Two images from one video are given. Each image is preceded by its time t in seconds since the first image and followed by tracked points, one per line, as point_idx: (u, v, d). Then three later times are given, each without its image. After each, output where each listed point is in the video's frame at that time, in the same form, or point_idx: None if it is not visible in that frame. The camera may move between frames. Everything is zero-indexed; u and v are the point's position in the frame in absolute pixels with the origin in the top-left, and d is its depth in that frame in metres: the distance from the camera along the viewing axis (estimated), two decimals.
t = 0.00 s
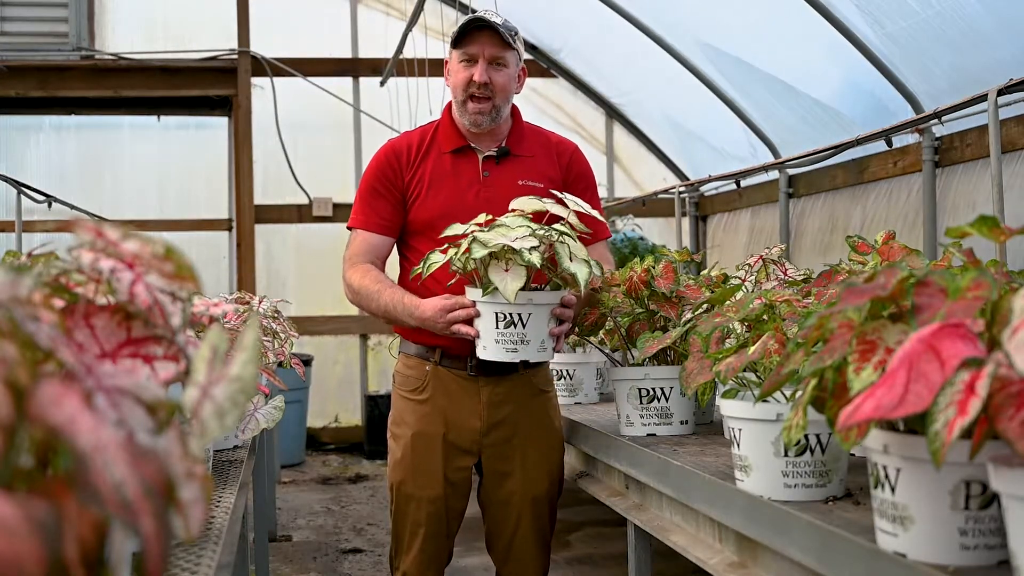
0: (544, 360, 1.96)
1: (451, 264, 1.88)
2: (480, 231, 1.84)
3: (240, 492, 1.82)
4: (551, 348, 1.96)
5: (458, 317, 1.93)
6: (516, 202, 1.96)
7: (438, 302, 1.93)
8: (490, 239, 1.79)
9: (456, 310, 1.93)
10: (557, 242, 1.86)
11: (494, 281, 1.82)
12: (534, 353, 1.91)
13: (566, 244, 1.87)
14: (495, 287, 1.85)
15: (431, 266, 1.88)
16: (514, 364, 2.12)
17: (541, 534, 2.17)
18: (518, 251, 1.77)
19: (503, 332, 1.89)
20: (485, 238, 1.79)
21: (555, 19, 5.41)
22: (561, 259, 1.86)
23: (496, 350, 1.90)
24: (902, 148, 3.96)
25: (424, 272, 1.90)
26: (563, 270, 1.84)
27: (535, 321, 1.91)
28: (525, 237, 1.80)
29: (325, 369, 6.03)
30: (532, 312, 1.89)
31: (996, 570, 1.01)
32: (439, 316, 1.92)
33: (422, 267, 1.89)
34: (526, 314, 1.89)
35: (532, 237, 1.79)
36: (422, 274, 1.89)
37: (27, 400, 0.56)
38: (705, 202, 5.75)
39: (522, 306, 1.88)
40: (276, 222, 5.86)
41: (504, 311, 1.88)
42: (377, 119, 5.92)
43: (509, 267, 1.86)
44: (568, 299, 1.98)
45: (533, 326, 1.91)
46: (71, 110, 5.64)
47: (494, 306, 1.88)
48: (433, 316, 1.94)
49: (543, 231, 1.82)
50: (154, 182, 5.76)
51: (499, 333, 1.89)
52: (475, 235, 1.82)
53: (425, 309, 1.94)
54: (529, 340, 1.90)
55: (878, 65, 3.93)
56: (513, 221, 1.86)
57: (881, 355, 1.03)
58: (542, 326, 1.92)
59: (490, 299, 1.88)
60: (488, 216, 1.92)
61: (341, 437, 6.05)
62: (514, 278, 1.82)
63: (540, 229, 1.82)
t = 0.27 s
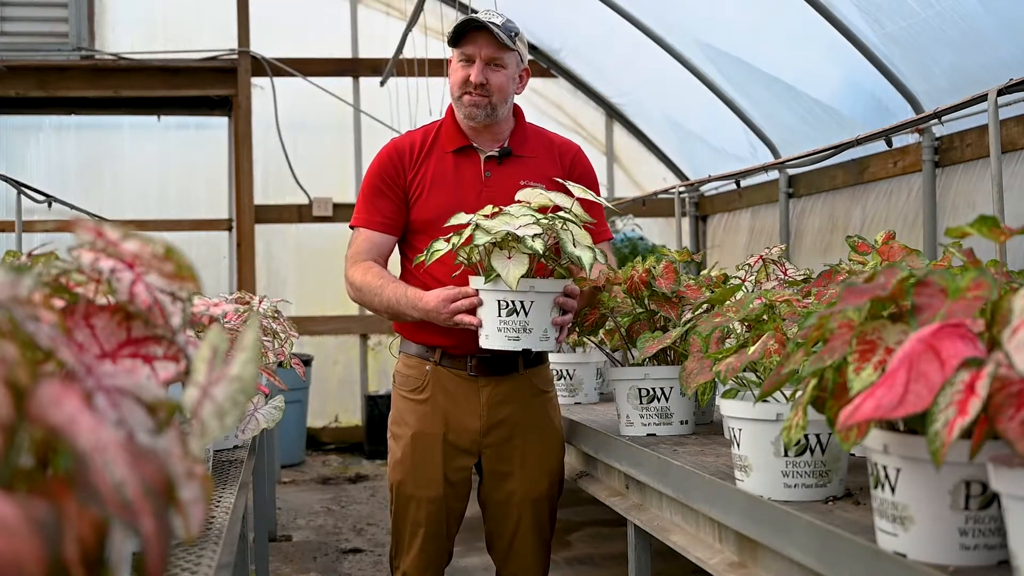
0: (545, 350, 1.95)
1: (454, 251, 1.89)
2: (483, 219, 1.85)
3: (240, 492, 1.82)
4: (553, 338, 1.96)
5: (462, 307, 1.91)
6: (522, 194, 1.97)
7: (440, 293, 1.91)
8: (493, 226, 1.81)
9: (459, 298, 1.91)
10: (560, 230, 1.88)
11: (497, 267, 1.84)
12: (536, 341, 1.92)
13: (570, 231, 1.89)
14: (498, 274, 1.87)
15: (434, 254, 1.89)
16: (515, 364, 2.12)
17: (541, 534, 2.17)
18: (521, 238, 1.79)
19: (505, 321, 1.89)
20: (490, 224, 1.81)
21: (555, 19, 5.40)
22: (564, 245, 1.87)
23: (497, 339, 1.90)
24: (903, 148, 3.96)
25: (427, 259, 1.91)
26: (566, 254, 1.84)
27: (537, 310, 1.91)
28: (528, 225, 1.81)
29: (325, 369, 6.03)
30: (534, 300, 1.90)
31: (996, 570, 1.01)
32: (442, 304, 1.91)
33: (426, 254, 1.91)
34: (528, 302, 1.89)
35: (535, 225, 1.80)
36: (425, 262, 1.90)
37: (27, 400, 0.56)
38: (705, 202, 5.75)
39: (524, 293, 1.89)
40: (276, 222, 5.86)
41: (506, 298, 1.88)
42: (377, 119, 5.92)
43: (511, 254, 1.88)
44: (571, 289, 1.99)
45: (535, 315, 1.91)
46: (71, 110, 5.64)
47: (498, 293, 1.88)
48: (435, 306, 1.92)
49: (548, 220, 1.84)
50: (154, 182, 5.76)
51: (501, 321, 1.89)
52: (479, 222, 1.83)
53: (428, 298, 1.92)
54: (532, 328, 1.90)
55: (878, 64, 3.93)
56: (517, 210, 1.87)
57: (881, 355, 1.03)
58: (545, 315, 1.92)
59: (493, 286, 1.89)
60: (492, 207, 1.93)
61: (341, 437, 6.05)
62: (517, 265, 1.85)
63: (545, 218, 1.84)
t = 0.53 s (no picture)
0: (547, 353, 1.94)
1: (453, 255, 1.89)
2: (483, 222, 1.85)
3: (240, 492, 1.82)
4: (553, 342, 1.95)
5: (462, 312, 1.91)
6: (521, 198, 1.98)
7: (441, 296, 1.92)
8: (492, 229, 1.81)
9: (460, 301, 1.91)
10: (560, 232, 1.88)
11: (496, 269, 1.83)
12: (537, 344, 1.91)
13: (570, 234, 1.88)
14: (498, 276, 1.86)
15: (434, 257, 1.88)
16: (515, 364, 2.12)
17: (541, 534, 2.17)
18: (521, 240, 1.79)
19: (506, 324, 1.89)
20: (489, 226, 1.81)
21: (555, 19, 5.40)
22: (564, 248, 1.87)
23: (498, 342, 1.89)
24: (903, 148, 3.96)
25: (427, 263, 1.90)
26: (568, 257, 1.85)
27: (537, 313, 1.90)
28: (527, 227, 1.81)
29: (325, 369, 6.03)
30: (535, 304, 1.89)
31: (996, 571, 1.01)
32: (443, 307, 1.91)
33: (426, 258, 1.90)
34: (529, 305, 1.89)
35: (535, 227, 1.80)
36: (425, 265, 1.89)
37: (27, 400, 0.56)
38: (705, 202, 5.75)
39: (524, 297, 1.88)
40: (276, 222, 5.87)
41: (507, 301, 1.88)
42: (377, 119, 5.92)
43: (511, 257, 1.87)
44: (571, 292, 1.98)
45: (535, 318, 1.90)
46: (71, 110, 5.64)
47: (498, 296, 1.88)
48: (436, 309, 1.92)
49: (547, 222, 1.84)
50: (154, 182, 5.76)
51: (501, 325, 1.89)
52: (478, 225, 1.83)
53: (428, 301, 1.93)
54: (532, 332, 1.89)
55: (878, 64, 3.93)
56: (516, 214, 1.87)
57: (881, 355, 1.04)
58: (546, 320, 1.92)
59: (493, 290, 1.88)
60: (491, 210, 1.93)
61: (341, 437, 6.05)
62: (517, 267, 1.83)
63: (544, 220, 1.84)
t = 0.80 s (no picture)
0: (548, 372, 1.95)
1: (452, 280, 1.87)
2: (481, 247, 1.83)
3: (241, 493, 1.82)
4: (553, 361, 1.95)
5: (462, 330, 1.92)
6: (518, 211, 1.96)
7: (440, 313, 1.92)
8: (491, 256, 1.79)
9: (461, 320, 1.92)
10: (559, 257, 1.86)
11: (496, 298, 1.82)
12: (538, 367, 1.91)
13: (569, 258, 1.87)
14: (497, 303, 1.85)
15: (432, 282, 1.87)
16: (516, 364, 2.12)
17: (541, 534, 2.17)
18: (520, 267, 1.77)
19: (506, 347, 1.89)
20: (487, 255, 1.78)
21: (554, 19, 5.40)
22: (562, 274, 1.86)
23: (500, 364, 1.90)
24: (902, 148, 3.96)
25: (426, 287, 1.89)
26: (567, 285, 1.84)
27: (538, 336, 1.90)
28: (526, 253, 1.79)
29: (325, 369, 6.03)
30: (535, 326, 1.89)
31: (997, 571, 1.01)
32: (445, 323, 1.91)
33: (424, 282, 1.88)
34: (529, 329, 1.88)
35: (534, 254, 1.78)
36: (423, 290, 1.88)
37: (27, 400, 0.56)
38: (705, 202, 5.75)
39: (525, 321, 1.87)
40: (276, 222, 5.87)
41: (507, 326, 1.88)
42: (377, 119, 5.92)
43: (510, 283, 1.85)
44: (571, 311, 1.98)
45: (536, 340, 1.90)
46: (71, 110, 5.65)
47: (498, 321, 1.87)
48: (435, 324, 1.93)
49: (546, 245, 1.82)
50: (155, 182, 5.76)
51: (502, 348, 1.89)
52: (476, 252, 1.81)
53: (431, 316, 1.92)
54: (533, 354, 1.90)
55: (878, 64, 3.93)
56: (515, 235, 1.85)
57: (881, 355, 1.04)
58: (546, 340, 1.91)
59: (493, 315, 1.88)
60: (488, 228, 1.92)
61: (341, 437, 6.05)
62: (517, 296, 1.82)
63: (543, 244, 1.82)
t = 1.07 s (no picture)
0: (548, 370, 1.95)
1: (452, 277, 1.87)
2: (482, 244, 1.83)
3: (241, 493, 1.82)
4: (553, 360, 1.95)
5: (462, 329, 1.92)
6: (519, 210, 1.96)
7: (441, 312, 1.93)
8: (492, 253, 1.79)
9: (461, 318, 1.93)
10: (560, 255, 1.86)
11: (496, 294, 1.81)
12: (537, 364, 1.91)
13: (569, 256, 1.87)
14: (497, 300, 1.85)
15: (433, 279, 1.87)
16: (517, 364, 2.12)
17: (542, 534, 2.17)
18: (520, 264, 1.77)
19: (506, 345, 1.89)
20: (488, 252, 1.79)
21: (554, 20, 5.40)
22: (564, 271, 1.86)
23: (499, 362, 1.90)
24: (902, 148, 3.96)
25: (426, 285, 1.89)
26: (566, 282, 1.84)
27: (537, 334, 1.90)
28: (527, 250, 1.79)
29: (325, 369, 6.04)
30: (535, 324, 1.88)
31: (996, 570, 1.01)
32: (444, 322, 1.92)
33: (425, 280, 1.88)
34: (529, 326, 1.88)
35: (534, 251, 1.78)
36: (424, 288, 1.87)
37: (27, 400, 0.56)
38: (705, 202, 5.75)
39: (525, 319, 1.87)
40: (276, 222, 5.87)
41: (507, 323, 1.87)
42: (377, 119, 5.92)
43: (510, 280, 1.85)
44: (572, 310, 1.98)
45: (536, 337, 1.90)
46: (71, 110, 5.65)
47: (498, 318, 1.87)
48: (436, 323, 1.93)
49: (547, 243, 1.82)
50: (155, 182, 5.76)
51: (502, 345, 1.89)
52: (477, 249, 1.81)
53: (429, 314, 1.93)
54: (533, 351, 1.90)
55: (878, 64, 3.93)
56: (515, 233, 1.85)
57: (880, 355, 1.04)
58: (546, 338, 1.92)
59: (492, 312, 1.88)
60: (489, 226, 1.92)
61: (341, 437, 6.06)
62: (517, 292, 1.82)
63: (544, 241, 1.82)
